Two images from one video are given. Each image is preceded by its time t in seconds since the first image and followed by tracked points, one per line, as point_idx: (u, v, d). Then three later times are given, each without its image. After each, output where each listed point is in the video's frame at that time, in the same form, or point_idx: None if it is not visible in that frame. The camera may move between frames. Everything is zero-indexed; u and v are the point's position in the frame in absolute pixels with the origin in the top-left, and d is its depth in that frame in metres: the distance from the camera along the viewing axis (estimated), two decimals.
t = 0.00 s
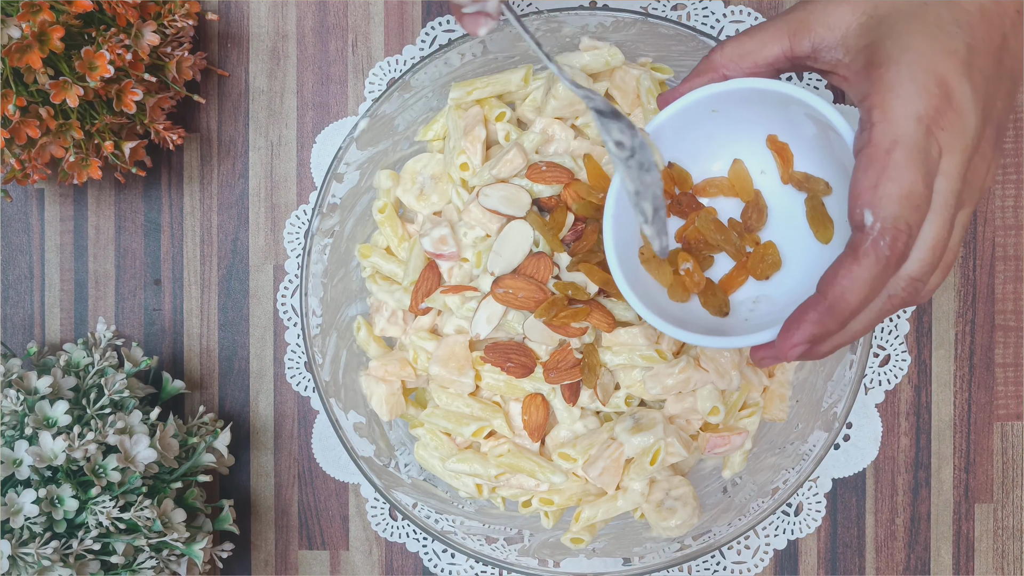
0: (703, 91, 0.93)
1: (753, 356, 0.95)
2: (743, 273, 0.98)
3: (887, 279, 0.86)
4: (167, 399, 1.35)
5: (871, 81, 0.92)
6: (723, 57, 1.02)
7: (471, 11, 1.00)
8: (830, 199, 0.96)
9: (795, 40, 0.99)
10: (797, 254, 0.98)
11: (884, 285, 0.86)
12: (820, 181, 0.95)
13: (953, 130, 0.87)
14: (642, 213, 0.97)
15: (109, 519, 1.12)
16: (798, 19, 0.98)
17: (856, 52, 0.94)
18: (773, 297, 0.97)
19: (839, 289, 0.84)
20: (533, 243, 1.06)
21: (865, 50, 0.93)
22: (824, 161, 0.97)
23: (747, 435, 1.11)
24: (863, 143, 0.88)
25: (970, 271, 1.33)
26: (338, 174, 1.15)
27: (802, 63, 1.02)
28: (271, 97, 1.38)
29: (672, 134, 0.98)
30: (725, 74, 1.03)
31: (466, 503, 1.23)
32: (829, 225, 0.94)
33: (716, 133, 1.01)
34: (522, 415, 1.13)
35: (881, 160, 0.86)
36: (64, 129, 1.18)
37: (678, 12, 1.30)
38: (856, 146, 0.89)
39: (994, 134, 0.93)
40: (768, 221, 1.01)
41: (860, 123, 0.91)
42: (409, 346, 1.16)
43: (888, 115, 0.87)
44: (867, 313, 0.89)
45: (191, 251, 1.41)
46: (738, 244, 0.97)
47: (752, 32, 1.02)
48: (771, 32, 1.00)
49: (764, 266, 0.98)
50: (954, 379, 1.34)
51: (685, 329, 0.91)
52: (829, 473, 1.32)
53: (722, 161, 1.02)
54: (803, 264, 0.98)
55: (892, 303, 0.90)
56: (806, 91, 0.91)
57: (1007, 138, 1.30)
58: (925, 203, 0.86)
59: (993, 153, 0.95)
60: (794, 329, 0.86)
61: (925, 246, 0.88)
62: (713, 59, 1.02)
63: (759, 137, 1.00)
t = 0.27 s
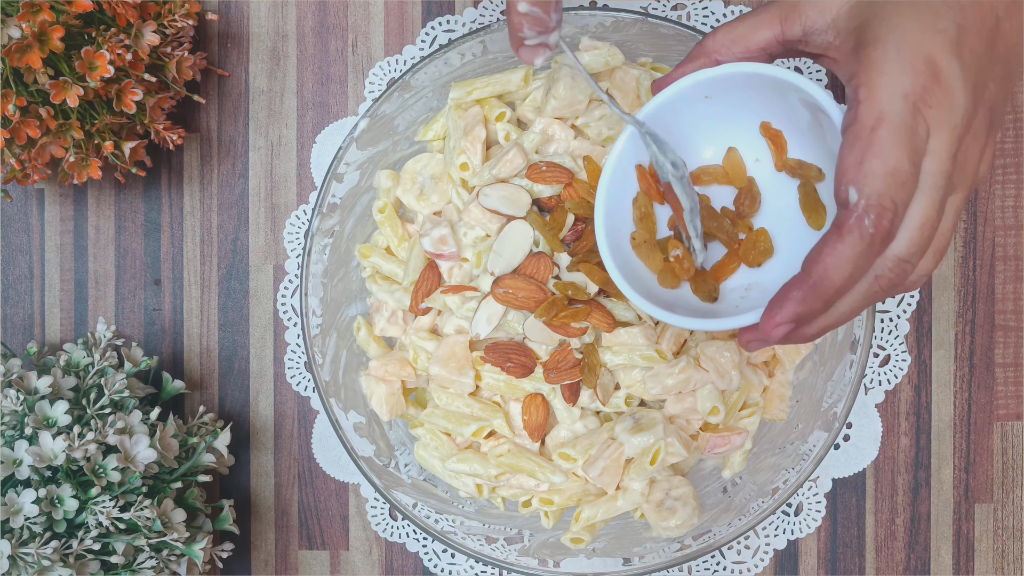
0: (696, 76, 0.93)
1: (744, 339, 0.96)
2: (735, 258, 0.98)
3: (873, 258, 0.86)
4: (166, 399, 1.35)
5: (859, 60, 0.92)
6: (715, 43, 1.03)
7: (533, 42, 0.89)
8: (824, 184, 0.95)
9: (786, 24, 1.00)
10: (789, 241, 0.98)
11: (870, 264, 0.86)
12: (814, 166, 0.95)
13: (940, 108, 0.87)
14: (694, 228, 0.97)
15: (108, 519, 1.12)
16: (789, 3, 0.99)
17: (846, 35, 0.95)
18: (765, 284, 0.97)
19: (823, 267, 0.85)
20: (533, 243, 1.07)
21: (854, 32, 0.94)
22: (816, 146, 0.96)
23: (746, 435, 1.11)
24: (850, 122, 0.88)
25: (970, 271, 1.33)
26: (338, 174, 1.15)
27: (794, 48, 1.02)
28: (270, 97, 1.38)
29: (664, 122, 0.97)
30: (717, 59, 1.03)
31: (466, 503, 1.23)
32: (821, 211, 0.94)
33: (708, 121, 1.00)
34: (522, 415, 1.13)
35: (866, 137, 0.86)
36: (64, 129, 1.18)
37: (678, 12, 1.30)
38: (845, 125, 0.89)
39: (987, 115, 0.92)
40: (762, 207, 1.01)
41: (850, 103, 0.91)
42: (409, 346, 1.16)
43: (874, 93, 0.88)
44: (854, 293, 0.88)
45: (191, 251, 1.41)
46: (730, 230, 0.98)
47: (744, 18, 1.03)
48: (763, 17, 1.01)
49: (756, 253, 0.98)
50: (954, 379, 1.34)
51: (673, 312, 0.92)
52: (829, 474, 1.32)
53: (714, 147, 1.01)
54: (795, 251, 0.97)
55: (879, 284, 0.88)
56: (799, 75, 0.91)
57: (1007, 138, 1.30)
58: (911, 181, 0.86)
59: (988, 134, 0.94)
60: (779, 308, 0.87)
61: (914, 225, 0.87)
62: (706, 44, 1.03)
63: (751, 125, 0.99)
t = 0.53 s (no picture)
0: (703, 86, 0.94)
1: (755, 351, 0.95)
2: (735, 262, 0.98)
3: (885, 269, 0.85)
4: (167, 399, 1.35)
5: (869, 69, 0.91)
6: (724, 52, 1.03)
7: (493, 52, 0.92)
8: (833, 194, 0.95)
9: (794, 33, 1.00)
10: (796, 248, 0.98)
11: (882, 275, 0.85)
12: (823, 176, 0.94)
13: (951, 118, 0.88)
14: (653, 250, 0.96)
15: (109, 519, 1.12)
16: (797, 13, 1.00)
17: (856, 43, 0.95)
18: (776, 294, 0.96)
19: (837, 279, 0.84)
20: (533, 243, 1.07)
21: (864, 40, 0.94)
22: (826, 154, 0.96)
23: (747, 435, 1.11)
24: (861, 132, 0.88)
25: (970, 272, 1.33)
26: (338, 174, 1.15)
27: (803, 58, 1.03)
28: (270, 97, 1.38)
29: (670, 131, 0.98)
30: (725, 70, 1.04)
31: (466, 503, 1.23)
32: (829, 220, 0.93)
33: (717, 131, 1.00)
34: (522, 415, 1.13)
35: (877, 148, 0.86)
36: (64, 129, 1.18)
37: (678, 12, 1.30)
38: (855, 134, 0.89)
39: (997, 123, 0.93)
40: (763, 213, 1.00)
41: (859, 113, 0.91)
42: (409, 346, 1.16)
43: (885, 103, 0.88)
44: (867, 304, 0.90)
45: (191, 251, 1.41)
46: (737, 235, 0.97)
47: (752, 27, 1.04)
48: (771, 26, 1.02)
49: (754, 258, 0.98)
50: (954, 379, 1.34)
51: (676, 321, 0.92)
52: (829, 473, 1.32)
53: (722, 157, 1.01)
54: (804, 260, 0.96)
55: (892, 294, 0.90)
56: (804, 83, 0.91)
57: (1007, 138, 1.30)
58: (922, 192, 0.86)
59: (997, 143, 0.95)
60: (790, 321, 0.87)
61: (924, 236, 0.88)
62: (714, 55, 1.04)
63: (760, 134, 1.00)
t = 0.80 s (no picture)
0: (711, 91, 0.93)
1: (766, 356, 0.94)
2: (740, 266, 0.98)
3: (900, 274, 0.85)
4: (167, 399, 1.35)
5: (882, 76, 0.92)
6: (732, 57, 1.02)
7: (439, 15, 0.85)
8: (840, 200, 0.96)
9: (803, 38, 1.00)
10: (803, 254, 0.97)
11: (897, 280, 0.86)
12: (830, 180, 0.94)
13: (963, 124, 0.88)
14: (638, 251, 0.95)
15: (109, 519, 1.13)
16: (806, 19, 1.00)
17: (866, 49, 0.96)
18: (783, 298, 0.96)
19: (853, 283, 0.84)
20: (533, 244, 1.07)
21: (875, 46, 0.94)
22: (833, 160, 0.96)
23: (747, 435, 1.11)
24: (874, 138, 0.88)
25: (970, 271, 1.33)
26: (338, 174, 1.15)
27: (810, 62, 1.03)
28: (270, 97, 1.38)
29: (677, 137, 0.98)
30: (733, 74, 1.03)
31: (466, 503, 1.23)
32: (836, 225, 0.93)
33: (724, 136, 1.00)
34: (522, 415, 1.13)
35: (891, 154, 0.86)
36: (63, 129, 1.18)
37: (678, 12, 1.30)
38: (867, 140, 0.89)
39: (1004, 129, 0.94)
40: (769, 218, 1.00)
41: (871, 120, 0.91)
42: (409, 346, 1.16)
43: (899, 109, 0.88)
44: (880, 309, 0.90)
45: (191, 251, 1.41)
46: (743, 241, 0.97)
47: (760, 31, 1.03)
48: (779, 32, 1.01)
49: (758, 262, 0.98)
50: (954, 379, 1.34)
51: (674, 320, 0.91)
52: (829, 473, 1.32)
53: (729, 162, 1.01)
54: (811, 264, 0.96)
55: (905, 299, 0.90)
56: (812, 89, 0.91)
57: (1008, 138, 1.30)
58: (937, 198, 0.86)
59: (1005, 148, 0.95)
60: (807, 325, 0.86)
61: (938, 241, 0.88)
62: (722, 60, 1.03)
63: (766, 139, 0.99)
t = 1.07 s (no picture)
0: (707, 74, 0.93)
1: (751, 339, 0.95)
2: (728, 251, 0.98)
3: (888, 256, 0.85)
4: (166, 399, 1.35)
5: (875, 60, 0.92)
6: (726, 42, 1.02)
7: (515, 30, 0.93)
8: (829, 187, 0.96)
9: (798, 24, 1.00)
10: (792, 239, 0.98)
11: (885, 262, 0.85)
12: (820, 168, 0.95)
13: (954, 111, 0.88)
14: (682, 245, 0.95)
15: (109, 519, 1.12)
16: (801, 4, 0.99)
17: (859, 35, 0.95)
18: (771, 285, 0.96)
19: (841, 265, 0.84)
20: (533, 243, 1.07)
21: (869, 31, 0.94)
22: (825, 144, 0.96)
23: (747, 435, 1.11)
24: (866, 121, 0.88)
25: (970, 271, 1.33)
26: (338, 174, 1.15)
27: (805, 48, 1.02)
28: (271, 97, 1.38)
29: (672, 119, 0.97)
30: (727, 58, 1.03)
31: (466, 503, 1.23)
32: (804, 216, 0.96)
33: (718, 119, 1.00)
34: (522, 416, 1.13)
35: (883, 136, 0.86)
36: (64, 129, 1.18)
37: (678, 12, 1.30)
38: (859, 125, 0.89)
39: (996, 119, 0.93)
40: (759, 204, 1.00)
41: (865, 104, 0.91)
42: (409, 346, 1.16)
43: (891, 93, 0.88)
44: (865, 292, 0.88)
45: (191, 251, 1.41)
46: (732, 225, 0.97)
47: (755, 17, 1.03)
48: (774, 16, 1.01)
49: (747, 248, 0.98)
50: (954, 379, 1.34)
51: (660, 301, 0.92)
52: (829, 474, 1.32)
53: (721, 146, 1.01)
54: (800, 251, 0.97)
55: (892, 284, 0.89)
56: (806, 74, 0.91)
57: (1007, 138, 1.30)
58: (926, 181, 0.86)
59: (996, 139, 0.95)
60: (793, 306, 0.86)
61: (926, 226, 0.88)
62: (716, 44, 1.03)
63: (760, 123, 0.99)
